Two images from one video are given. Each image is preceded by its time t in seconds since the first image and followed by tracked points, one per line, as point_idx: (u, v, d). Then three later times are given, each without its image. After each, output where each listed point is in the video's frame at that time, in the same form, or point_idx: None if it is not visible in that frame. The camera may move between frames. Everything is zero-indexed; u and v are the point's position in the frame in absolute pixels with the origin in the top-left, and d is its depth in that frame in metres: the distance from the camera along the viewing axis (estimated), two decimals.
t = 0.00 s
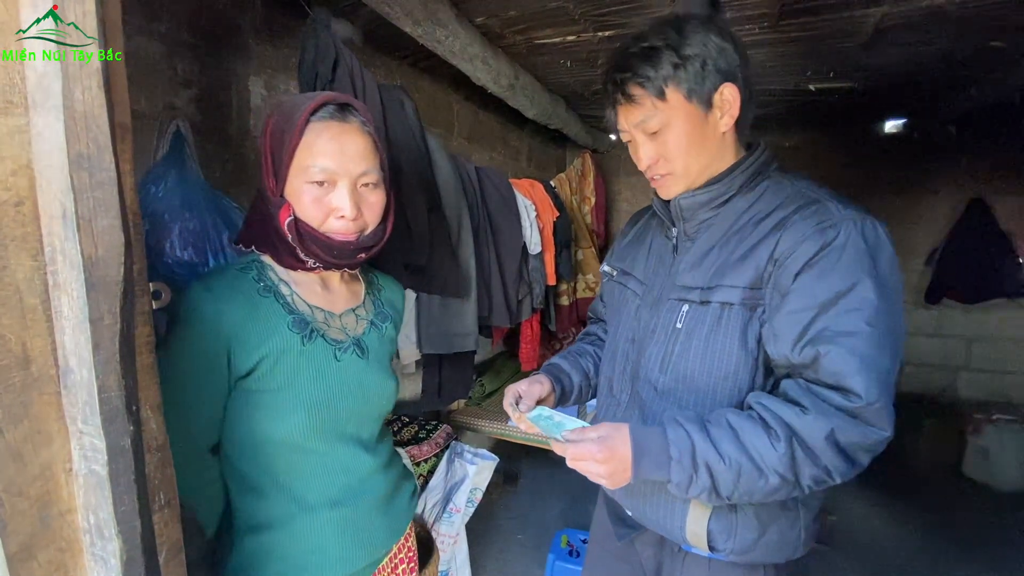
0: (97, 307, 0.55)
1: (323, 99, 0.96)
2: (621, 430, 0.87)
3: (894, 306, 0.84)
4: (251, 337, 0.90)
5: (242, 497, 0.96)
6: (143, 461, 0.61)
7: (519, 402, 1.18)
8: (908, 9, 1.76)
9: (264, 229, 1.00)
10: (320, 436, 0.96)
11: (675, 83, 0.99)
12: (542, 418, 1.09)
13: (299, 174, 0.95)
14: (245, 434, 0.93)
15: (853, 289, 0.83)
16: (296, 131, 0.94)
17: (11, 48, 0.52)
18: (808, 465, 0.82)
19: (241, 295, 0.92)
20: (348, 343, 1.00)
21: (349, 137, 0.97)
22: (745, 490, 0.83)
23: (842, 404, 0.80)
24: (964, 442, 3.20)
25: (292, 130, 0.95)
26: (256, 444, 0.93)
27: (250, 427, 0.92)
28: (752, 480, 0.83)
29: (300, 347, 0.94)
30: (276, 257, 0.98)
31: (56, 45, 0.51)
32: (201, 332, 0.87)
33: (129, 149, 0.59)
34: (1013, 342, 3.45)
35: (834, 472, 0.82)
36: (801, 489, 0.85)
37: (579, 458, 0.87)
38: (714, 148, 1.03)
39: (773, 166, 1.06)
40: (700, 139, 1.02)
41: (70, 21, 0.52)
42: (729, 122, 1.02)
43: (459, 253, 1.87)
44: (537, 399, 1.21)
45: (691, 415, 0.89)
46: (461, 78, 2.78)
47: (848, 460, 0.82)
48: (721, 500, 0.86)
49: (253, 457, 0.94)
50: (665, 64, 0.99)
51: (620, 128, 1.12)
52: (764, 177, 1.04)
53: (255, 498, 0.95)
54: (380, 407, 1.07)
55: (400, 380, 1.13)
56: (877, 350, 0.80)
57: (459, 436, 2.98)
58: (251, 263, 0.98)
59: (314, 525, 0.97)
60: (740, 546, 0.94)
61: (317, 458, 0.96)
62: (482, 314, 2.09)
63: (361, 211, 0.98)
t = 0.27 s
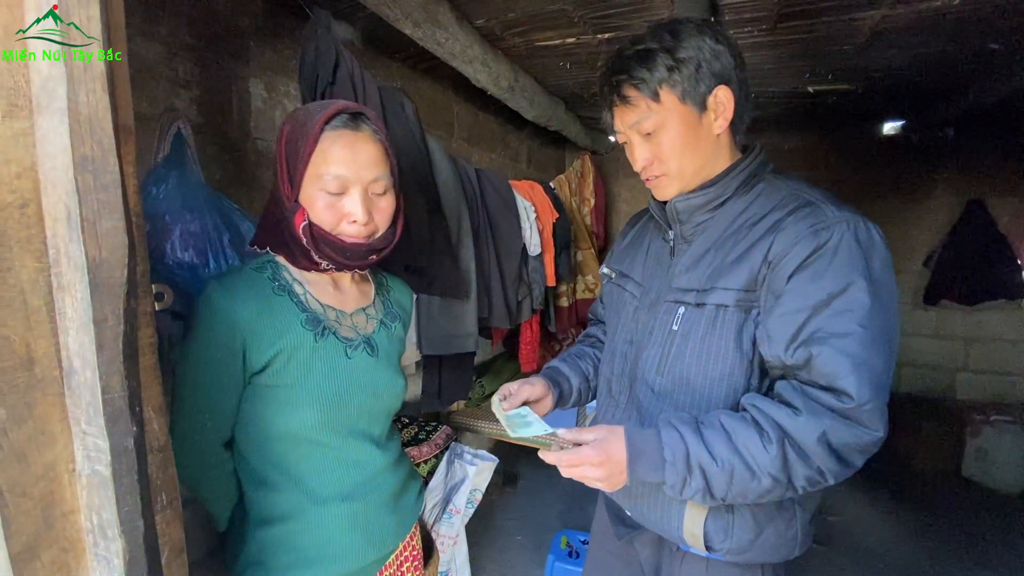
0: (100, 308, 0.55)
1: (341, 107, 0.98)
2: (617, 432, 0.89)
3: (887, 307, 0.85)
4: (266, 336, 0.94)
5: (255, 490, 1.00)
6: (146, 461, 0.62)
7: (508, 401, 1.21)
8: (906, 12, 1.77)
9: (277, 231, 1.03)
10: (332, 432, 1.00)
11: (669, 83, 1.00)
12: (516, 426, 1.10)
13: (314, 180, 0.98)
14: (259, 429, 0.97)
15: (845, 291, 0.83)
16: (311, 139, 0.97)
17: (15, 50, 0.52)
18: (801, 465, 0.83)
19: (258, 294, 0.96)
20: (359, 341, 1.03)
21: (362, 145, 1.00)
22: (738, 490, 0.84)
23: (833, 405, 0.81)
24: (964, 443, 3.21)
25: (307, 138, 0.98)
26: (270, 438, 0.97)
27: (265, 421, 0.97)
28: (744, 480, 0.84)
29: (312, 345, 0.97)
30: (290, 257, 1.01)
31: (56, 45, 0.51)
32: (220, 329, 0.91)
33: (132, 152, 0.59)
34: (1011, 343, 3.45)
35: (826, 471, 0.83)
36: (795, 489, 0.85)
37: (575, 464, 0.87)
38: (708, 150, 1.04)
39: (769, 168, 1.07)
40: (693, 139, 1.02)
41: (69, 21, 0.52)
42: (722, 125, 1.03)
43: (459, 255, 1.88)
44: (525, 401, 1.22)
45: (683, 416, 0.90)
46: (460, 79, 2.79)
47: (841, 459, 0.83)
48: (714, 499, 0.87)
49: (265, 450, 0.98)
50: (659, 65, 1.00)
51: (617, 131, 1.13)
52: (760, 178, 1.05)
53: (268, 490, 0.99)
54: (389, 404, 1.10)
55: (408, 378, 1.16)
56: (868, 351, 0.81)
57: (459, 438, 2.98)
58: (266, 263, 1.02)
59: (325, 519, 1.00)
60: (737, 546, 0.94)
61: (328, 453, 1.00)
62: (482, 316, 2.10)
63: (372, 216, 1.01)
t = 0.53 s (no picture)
0: (103, 310, 0.56)
1: (368, 120, 1.02)
2: (588, 429, 0.91)
3: (862, 305, 0.85)
4: (280, 332, 0.97)
5: (265, 484, 1.03)
6: (147, 462, 0.62)
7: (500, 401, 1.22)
8: (904, 15, 1.78)
9: (293, 234, 1.08)
10: (341, 426, 1.03)
11: (663, 83, 1.00)
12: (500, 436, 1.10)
13: (341, 189, 1.02)
14: (271, 423, 1.00)
15: (826, 288, 0.84)
16: (340, 150, 1.00)
17: (17, 49, 0.53)
18: (764, 460, 0.83)
19: (271, 292, 0.99)
20: (368, 339, 1.07)
21: (387, 158, 1.04)
22: (702, 483, 0.85)
23: (796, 399, 0.82)
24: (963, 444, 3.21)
25: (335, 148, 1.01)
26: (281, 433, 1.00)
27: (277, 416, 1.00)
28: (708, 473, 0.85)
29: (324, 341, 1.01)
30: (305, 260, 1.06)
31: (58, 46, 0.52)
32: (236, 326, 0.95)
33: (135, 153, 0.60)
34: (1010, 344, 3.46)
35: (791, 467, 0.83)
36: (758, 486, 0.85)
37: (547, 463, 0.90)
38: (699, 151, 1.04)
39: (762, 170, 1.07)
40: (684, 140, 1.02)
41: (68, 20, 0.52)
42: (714, 127, 1.03)
43: (459, 257, 1.88)
44: (515, 407, 1.22)
45: (654, 413, 0.91)
46: (460, 81, 2.79)
47: (805, 454, 0.83)
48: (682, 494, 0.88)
49: (277, 445, 1.01)
50: (653, 65, 1.01)
51: (611, 129, 1.13)
52: (753, 180, 1.06)
53: (278, 485, 1.01)
54: (396, 401, 1.13)
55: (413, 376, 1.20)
56: (841, 347, 0.82)
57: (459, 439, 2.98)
58: (278, 264, 1.06)
59: (333, 512, 1.03)
60: (732, 545, 0.94)
61: (337, 448, 1.03)
62: (482, 317, 2.10)
63: (392, 224, 1.06)
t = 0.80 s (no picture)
0: (103, 311, 0.56)
1: (382, 128, 1.02)
2: (571, 426, 0.92)
3: (844, 305, 0.84)
4: (287, 330, 0.97)
5: (271, 482, 1.03)
6: (146, 463, 0.62)
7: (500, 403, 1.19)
8: (903, 18, 1.78)
9: (300, 235, 1.08)
10: (346, 424, 1.03)
11: (654, 83, 1.01)
12: (503, 436, 1.08)
13: (352, 193, 1.01)
14: (277, 421, 1.00)
15: (805, 288, 0.84)
16: (354, 155, 1.00)
17: (17, 49, 0.52)
18: (740, 457, 0.83)
19: (278, 291, 0.99)
20: (372, 339, 1.07)
21: (398, 165, 1.04)
22: (679, 480, 0.85)
23: (772, 396, 0.81)
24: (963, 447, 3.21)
25: (349, 154, 1.01)
26: (287, 431, 1.00)
27: (283, 413, 1.00)
28: (685, 469, 0.85)
29: (330, 340, 1.01)
30: (311, 260, 1.06)
31: (58, 45, 0.52)
32: (244, 323, 0.95)
33: (135, 155, 0.60)
34: (1009, 346, 3.46)
35: (767, 465, 0.82)
36: (734, 483, 0.85)
37: (534, 458, 0.93)
38: (686, 153, 1.04)
39: (751, 172, 1.08)
40: (671, 141, 1.03)
41: (68, 20, 0.52)
42: (701, 129, 1.03)
43: (459, 258, 1.88)
44: (516, 408, 1.20)
45: (637, 410, 0.92)
46: (460, 83, 2.80)
47: (781, 453, 0.82)
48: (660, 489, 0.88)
49: (283, 442, 1.01)
50: (645, 65, 1.02)
51: (603, 124, 1.14)
52: (744, 182, 1.05)
53: (283, 482, 1.01)
54: (399, 400, 1.13)
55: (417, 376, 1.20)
56: (820, 346, 0.81)
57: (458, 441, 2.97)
58: (286, 264, 1.06)
59: (337, 510, 1.03)
60: (721, 545, 0.94)
61: (341, 446, 1.03)
62: (482, 319, 2.10)
63: (400, 228, 1.07)
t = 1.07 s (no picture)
0: (104, 314, 0.56)
1: (386, 133, 1.03)
2: (567, 426, 0.92)
3: (839, 309, 0.84)
4: (289, 331, 0.97)
5: (272, 481, 1.02)
6: (147, 466, 0.62)
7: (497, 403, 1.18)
8: (901, 21, 1.79)
9: (303, 238, 1.08)
10: (346, 425, 1.03)
11: (652, 82, 1.02)
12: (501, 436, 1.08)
13: (355, 197, 1.02)
14: (279, 421, 1.00)
15: (798, 291, 0.84)
16: (357, 159, 1.00)
17: (18, 50, 0.52)
18: (733, 459, 0.83)
19: (281, 291, 0.99)
20: (373, 340, 1.07)
21: (400, 169, 1.05)
22: (672, 481, 0.85)
23: (766, 399, 0.81)
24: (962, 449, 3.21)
25: (352, 158, 1.01)
26: (288, 431, 1.00)
27: (285, 414, 1.00)
28: (678, 471, 0.85)
29: (331, 341, 1.01)
30: (313, 262, 1.06)
31: (58, 45, 0.52)
32: (247, 324, 0.95)
33: (137, 158, 0.60)
34: (1008, 349, 3.46)
35: (760, 468, 0.82)
36: (727, 486, 0.85)
37: (529, 456, 0.92)
38: (680, 154, 1.04)
39: (748, 176, 1.08)
40: (664, 141, 1.03)
41: (69, 20, 0.53)
42: (696, 131, 1.03)
43: (459, 261, 1.88)
44: (515, 407, 1.20)
45: (632, 411, 0.92)
46: (460, 86, 2.80)
47: (774, 456, 0.82)
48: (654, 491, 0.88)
49: (284, 443, 1.01)
50: (645, 64, 1.03)
51: (603, 121, 1.16)
52: (741, 186, 1.06)
53: (285, 482, 1.01)
54: (400, 402, 1.13)
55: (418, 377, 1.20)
56: (814, 350, 0.81)
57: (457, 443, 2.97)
58: (289, 266, 1.06)
59: (337, 510, 1.03)
60: (715, 547, 0.94)
61: (341, 446, 1.03)
62: (482, 322, 2.10)
63: (401, 231, 1.08)
